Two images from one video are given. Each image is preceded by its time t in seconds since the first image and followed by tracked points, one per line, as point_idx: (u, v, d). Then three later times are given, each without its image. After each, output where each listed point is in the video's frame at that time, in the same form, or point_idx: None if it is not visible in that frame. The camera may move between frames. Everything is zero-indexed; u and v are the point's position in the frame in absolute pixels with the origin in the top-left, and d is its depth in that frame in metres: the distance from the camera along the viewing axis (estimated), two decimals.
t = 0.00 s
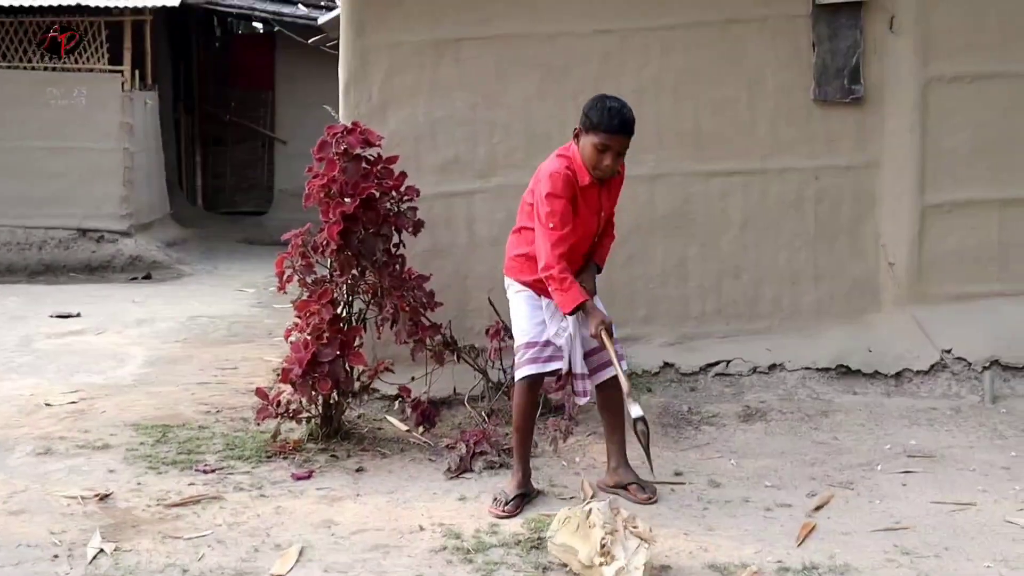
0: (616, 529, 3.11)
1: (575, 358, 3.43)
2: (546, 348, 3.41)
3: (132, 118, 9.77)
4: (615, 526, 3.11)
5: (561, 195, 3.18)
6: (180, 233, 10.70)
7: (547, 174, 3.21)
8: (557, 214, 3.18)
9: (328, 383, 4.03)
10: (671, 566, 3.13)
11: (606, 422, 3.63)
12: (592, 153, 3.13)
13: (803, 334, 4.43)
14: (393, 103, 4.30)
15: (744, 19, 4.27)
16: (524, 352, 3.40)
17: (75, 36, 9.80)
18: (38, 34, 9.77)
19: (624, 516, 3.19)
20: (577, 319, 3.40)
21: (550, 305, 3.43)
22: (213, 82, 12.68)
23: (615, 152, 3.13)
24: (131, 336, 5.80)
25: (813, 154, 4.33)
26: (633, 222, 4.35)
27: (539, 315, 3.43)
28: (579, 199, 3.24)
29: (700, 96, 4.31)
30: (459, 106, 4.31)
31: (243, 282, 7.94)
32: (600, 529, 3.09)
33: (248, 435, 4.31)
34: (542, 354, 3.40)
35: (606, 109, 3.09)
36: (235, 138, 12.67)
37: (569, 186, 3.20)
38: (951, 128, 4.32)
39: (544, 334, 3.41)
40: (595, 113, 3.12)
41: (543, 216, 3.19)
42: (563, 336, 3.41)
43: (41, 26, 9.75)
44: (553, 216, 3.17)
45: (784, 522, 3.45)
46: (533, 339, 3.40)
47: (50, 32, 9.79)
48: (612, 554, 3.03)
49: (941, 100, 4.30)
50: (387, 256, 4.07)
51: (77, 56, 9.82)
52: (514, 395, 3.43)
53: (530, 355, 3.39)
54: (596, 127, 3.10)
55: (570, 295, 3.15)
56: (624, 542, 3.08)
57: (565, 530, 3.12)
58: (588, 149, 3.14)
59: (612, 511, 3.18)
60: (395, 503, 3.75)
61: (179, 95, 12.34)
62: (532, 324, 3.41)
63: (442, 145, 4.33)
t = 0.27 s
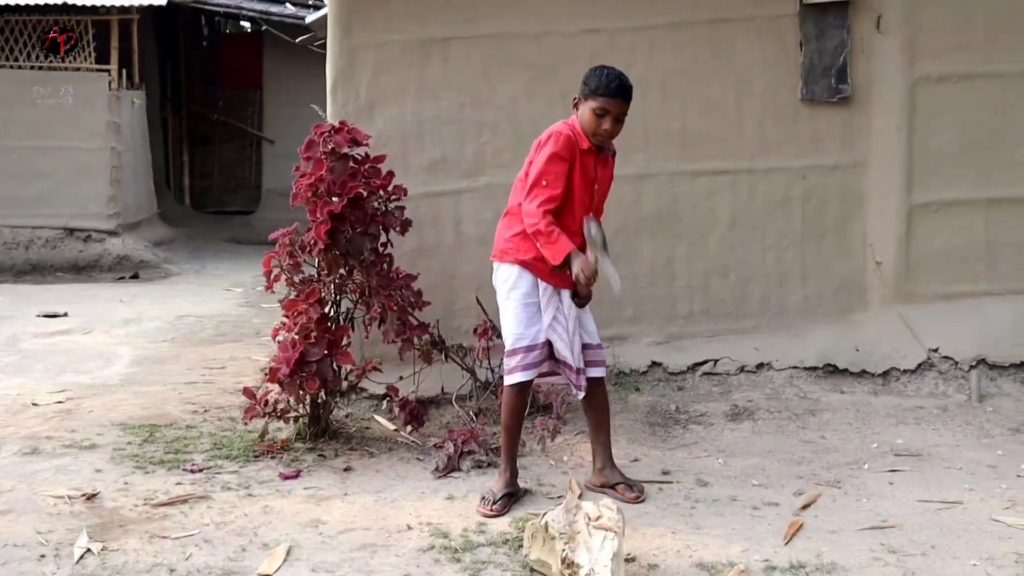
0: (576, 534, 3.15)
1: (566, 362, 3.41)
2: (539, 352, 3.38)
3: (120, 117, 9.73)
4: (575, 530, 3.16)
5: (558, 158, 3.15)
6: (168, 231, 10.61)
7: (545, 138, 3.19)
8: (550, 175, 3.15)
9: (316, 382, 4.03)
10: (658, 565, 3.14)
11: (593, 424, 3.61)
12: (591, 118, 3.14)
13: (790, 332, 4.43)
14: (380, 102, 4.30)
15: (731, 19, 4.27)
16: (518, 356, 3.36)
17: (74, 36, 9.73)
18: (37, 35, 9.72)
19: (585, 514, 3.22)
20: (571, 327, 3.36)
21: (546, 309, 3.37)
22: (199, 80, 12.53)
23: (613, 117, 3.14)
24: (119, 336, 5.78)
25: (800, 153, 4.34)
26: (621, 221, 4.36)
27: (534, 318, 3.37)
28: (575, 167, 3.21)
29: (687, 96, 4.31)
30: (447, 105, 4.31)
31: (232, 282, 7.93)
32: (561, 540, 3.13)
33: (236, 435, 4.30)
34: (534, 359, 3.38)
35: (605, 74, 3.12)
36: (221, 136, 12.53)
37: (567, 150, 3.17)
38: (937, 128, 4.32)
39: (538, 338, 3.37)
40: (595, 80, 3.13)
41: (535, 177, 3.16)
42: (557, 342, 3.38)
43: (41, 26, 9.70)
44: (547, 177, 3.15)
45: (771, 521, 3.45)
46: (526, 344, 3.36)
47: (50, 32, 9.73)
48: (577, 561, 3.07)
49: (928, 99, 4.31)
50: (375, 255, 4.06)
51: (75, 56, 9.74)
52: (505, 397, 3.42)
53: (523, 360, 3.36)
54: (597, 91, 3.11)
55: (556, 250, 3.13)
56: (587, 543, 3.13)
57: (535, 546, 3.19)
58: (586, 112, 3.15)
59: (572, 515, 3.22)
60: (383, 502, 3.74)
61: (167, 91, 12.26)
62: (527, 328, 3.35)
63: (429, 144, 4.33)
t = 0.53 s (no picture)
0: (580, 529, 3.16)
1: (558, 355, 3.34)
2: (530, 349, 3.36)
3: (110, 115, 9.71)
4: (579, 526, 3.17)
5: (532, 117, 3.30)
6: (158, 230, 10.55)
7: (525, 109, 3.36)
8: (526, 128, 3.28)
9: (308, 380, 4.03)
10: (650, 563, 3.14)
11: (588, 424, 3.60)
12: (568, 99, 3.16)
13: (782, 330, 4.44)
14: (371, 101, 4.29)
15: (723, 17, 4.27)
16: (508, 355, 3.37)
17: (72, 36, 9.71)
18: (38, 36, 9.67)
19: (589, 514, 3.23)
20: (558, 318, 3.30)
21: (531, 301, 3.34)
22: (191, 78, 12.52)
23: (589, 99, 3.16)
24: (110, 334, 5.77)
25: (792, 151, 4.34)
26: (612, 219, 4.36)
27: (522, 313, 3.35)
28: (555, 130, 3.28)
29: (678, 94, 4.31)
30: (439, 103, 4.31)
31: (223, 280, 7.92)
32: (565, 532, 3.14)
33: (227, 433, 4.30)
34: (525, 357, 3.37)
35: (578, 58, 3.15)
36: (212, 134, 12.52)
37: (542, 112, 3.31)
38: (928, 126, 4.33)
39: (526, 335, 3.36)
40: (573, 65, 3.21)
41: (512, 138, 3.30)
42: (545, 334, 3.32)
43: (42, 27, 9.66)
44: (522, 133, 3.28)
45: (762, 518, 3.46)
46: (516, 341, 3.36)
47: (50, 32, 9.69)
48: (579, 555, 3.07)
49: (919, 98, 4.31)
50: (366, 254, 4.06)
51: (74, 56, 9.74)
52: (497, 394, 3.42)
53: (513, 358, 3.36)
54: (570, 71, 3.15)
55: (531, 172, 3.17)
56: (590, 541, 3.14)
57: (534, 538, 3.18)
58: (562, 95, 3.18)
59: (577, 512, 3.23)
60: (374, 500, 3.75)
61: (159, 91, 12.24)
62: (515, 324, 3.36)
63: (420, 143, 4.33)
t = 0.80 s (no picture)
0: (566, 531, 3.16)
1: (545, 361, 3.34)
2: (518, 353, 3.36)
3: (99, 116, 9.68)
4: (564, 528, 3.17)
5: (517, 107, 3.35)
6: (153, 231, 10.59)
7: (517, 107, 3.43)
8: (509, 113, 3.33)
9: (297, 381, 4.02)
10: (639, 564, 3.15)
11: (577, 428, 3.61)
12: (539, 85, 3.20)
13: (772, 330, 4.44)
14: (361, 101, 4.29)
15: (711, 17, 4.27)
16: (497, 359, 3.37)
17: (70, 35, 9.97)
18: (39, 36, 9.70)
19: (574, 515, 3.24)
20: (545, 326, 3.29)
21: (519, 306, 3.33)
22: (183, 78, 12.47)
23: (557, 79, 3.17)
24: (99, 335, 5.76)
25: (781, 152, 4.34)
26: (602, 220, 4.36)
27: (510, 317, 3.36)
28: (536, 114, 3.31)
29: (668, 94, 4.31)
30: (428, 104, 4.31)
31: (214, 281, 7.91)
32: (550, 535, 3.14)
33: (216, 434, 4.29)
34: (512, 362, 3.37)
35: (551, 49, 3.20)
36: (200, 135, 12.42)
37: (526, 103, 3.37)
38: (917, 126, 4.33)
39: (513, 340, 3.36)
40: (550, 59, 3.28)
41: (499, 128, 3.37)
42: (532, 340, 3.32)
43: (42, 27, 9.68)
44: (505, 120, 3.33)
45: (751, 519, 3.46)
46: (503, 345, 3.37)
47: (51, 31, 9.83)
48: (565, 557, 3.07)
49: (908, 98, 4.32)
50: (355, 254, 4.05)
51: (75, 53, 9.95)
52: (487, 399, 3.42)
53: (501, 363, 3.37)
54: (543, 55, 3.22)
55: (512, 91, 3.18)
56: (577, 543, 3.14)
57: (521, 542, 3.19)
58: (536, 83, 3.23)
59: (562, 514, 3.23)
60: (364, 501, 3.74)
61: (148, 92, 12.19)
62: (503, 329, 3.37)
63: (409, 143, 4.32)
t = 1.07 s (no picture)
0: (558, 532, 3.15)
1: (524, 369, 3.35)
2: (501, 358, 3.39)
3: (90, 116, 9.65)
4: (557, 529, 3.15)
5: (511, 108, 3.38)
6: (141, 232, 10.54)
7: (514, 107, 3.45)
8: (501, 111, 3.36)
9: (288, 382, 4.01)
10: (631, 565, 3.14)
11: (571, 428, 3.60)
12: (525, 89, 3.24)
13: (764, 330, 4.44)
14: (352, 102, 4.28)
15: (703, 18, 4.28)
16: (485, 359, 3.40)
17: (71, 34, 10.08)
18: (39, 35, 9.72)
19: (566, 516, 3.23)
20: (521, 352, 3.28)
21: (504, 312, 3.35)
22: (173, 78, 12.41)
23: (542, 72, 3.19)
24: (90, 337, 5.74)
25: (773, 152, 4.35)
26: (594, 220, 4.35)
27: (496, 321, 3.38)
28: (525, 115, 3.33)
29: (659, 95, 4.32)
30: (419, 104, 4.30)
31: (206, 282, 7.90)
32: (543, 536, 3.13)
33: (208, 436, 4.28)
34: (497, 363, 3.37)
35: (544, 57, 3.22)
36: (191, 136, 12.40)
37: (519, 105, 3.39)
38: (908, 126, 4.34)
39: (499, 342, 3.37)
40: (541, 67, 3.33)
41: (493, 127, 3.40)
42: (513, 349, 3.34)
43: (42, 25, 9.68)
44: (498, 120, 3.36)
45: (743, 519, 3.46)
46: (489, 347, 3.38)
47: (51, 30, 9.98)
48: (558, 558, 3.07)
49: (899, 98, 4.32)
50: (347, 255, 4.05)
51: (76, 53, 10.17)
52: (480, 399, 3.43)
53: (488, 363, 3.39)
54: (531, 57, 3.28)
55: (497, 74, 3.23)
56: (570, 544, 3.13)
57: (513, 543, 3.18)
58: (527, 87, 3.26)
59: (555, 514, 3.22)
60: (356, 502, 3.74)
61: (140, 92, 12.16)
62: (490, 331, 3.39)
63: (401, 144, 4.32)
